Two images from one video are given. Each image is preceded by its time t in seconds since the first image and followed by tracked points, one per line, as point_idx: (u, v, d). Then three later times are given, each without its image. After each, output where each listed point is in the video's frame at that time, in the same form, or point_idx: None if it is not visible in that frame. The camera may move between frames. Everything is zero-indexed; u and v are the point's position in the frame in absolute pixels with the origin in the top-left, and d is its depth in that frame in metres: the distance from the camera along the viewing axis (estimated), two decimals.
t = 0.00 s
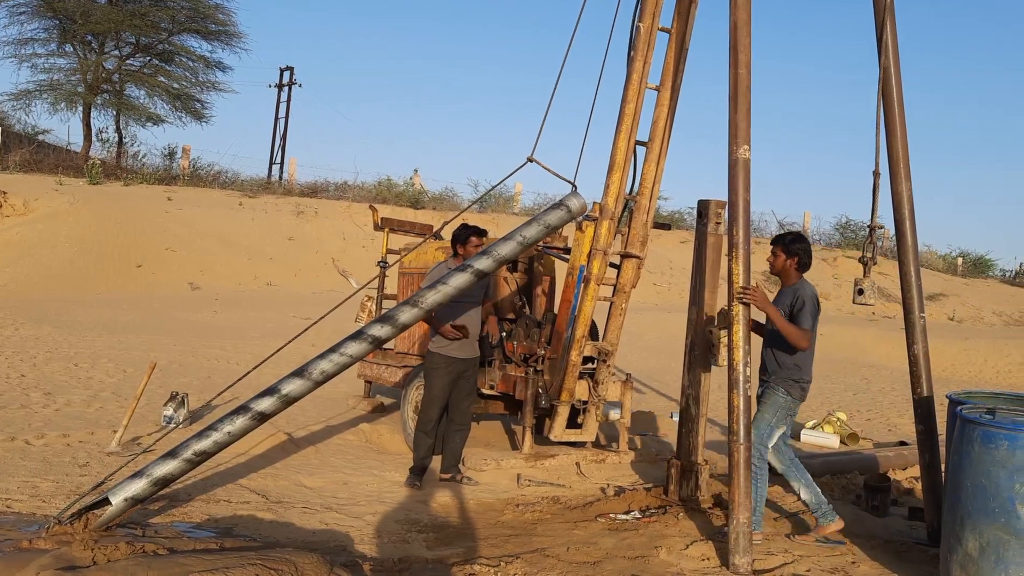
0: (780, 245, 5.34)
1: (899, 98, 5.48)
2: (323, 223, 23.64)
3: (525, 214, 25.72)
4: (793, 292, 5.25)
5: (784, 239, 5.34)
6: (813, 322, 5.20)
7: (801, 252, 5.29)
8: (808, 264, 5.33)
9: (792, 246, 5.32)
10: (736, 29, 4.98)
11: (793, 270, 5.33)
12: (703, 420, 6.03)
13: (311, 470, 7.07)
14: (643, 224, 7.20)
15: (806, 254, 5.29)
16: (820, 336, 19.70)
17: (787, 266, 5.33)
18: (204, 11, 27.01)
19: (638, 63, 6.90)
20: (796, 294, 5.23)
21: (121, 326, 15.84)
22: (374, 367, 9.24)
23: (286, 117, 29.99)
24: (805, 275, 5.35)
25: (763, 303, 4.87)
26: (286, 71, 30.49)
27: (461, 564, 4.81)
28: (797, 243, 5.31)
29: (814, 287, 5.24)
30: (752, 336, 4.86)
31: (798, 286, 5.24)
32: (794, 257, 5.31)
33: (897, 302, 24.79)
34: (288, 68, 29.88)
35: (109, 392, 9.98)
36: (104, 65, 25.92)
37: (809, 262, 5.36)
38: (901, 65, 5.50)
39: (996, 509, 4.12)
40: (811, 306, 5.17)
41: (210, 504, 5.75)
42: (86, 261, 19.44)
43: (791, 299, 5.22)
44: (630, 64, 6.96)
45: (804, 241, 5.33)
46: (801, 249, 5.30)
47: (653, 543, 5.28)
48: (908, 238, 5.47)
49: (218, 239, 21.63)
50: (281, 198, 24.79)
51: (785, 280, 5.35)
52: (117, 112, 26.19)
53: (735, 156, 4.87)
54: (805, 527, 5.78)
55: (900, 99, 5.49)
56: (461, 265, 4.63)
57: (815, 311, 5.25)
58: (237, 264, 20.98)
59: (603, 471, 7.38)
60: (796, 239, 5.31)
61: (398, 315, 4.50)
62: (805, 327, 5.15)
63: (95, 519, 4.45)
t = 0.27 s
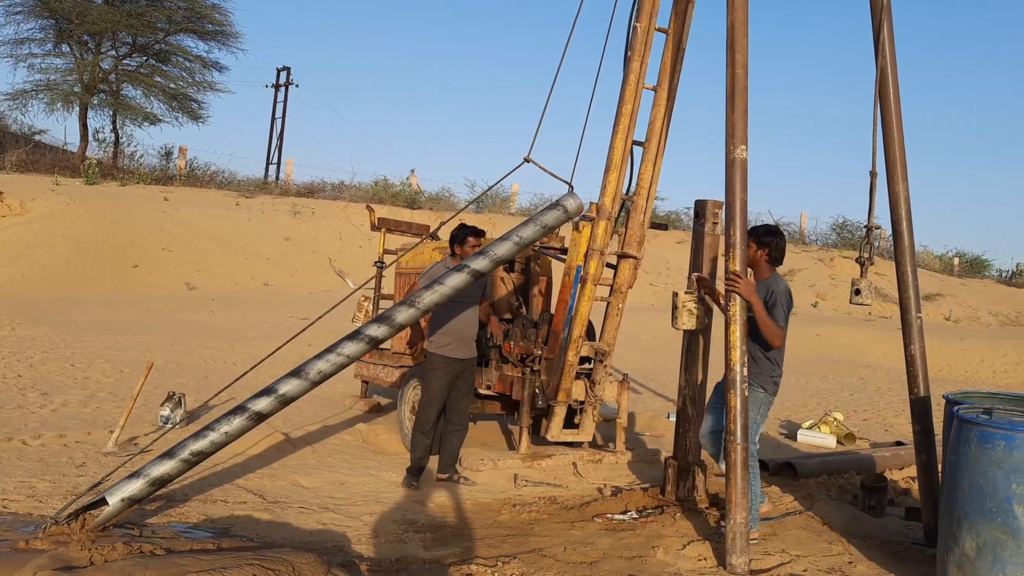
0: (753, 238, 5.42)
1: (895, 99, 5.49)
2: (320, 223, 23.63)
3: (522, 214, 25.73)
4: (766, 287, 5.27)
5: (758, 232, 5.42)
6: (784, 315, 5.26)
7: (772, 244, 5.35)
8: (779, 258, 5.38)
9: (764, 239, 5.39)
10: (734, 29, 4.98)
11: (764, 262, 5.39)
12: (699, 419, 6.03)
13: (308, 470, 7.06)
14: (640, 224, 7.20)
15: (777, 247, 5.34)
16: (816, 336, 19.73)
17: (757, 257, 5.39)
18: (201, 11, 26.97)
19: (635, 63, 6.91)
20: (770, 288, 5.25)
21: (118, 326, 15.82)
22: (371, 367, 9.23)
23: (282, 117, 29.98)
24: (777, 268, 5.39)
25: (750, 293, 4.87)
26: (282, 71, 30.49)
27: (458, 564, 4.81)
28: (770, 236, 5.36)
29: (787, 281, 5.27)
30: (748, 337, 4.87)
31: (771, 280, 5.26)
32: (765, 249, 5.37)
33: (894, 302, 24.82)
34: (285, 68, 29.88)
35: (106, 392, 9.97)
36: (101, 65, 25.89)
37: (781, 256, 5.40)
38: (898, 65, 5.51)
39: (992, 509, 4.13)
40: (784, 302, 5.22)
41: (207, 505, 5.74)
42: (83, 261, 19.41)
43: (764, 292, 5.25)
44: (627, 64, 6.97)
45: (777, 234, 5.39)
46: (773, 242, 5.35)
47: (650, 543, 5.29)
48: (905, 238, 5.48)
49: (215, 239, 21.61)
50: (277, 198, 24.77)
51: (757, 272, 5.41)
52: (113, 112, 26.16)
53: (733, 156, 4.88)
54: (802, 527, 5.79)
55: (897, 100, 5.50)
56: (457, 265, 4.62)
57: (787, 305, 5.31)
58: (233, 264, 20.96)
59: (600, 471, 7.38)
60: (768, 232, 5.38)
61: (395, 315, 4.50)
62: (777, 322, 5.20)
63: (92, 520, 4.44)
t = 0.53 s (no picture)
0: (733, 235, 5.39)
1: (894, 100, 5.49)
2: (319, 223, 23.61)
3: (521, 215, 25.74)
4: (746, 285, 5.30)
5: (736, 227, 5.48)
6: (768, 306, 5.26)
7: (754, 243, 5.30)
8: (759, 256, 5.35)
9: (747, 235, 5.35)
10: (733, 29, 4.98)
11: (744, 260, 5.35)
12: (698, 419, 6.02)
13: (307, 470, 7.06)
14: (639, 224, 7.20)
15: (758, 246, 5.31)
16: (815, 336, 19.74)
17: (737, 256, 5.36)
18: (200, 11, 26.95)
19: (633, 63, 6.91)
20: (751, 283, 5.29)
21: (116, 326, 15.81)
22: (369, 367, 9.22)
23: (281, 117, 29.98)
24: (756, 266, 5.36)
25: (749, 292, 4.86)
26: (281, 71, 30.52)
27: (457, 564, 4.80)
28: (751, 233, 5.30)
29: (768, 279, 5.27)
30: (747, 337, 4.87)
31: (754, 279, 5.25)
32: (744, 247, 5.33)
33: (892, 302, 24.84)
34: (283, 68, 29.91)
35: (104, 392, 9.96)
36: (99, 66, 25.88)
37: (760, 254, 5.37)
38: (897, 67, 5.52)
39: (992, 510, 4.13)
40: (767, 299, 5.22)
41: (205, 505, 5.73)
42: (81, 261, 19.40)
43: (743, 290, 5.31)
44: (625, 65, 6.96)
45: (758, 232, 5.33)
46: (754, 239, 5.31)
47: (649, 543, 5.29)
48: (904, 238, 5.47)
49: (214, 239, 21.61)
50: (276, 198, 24.78)
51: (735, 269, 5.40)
52: (112, 113, 26.15)
53: (732, 156, 4.88)
54: (800, 528, 5.78)
55: (895, 101, 5.50)
56: (455, 266, 4.62)
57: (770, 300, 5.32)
58: (232, 264, 20.94)
59: (598, 472, 7.38)
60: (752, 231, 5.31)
61: (393, 315, 4.50)
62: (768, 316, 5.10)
63: (90, 520, 4.43)
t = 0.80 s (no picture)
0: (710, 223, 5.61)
1: (894, 100, 5.49)
2: (318, 223, 23.60)
3: (521, 215, 25.74)
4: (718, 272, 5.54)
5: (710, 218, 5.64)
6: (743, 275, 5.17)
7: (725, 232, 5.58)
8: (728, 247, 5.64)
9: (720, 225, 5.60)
10: (732, 29, 4.97)
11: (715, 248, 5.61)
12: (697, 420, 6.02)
13: (306, 471, 7.04)
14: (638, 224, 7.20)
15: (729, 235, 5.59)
16: (814, 336, 19.74)
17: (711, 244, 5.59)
18: (199, 11, 26.94)
19: (633, 63, 6.90)
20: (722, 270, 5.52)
21: (116, 326, 15.79)
22: (368, 368, 9.20)
23: (281, 117, 29.97)
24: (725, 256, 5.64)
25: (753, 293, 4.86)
26: (281, 71, 30.49)
27: (455, 565, 4.79)
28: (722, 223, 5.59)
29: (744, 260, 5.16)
30: (747, 339, 4.85)
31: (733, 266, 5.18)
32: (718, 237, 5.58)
33: (892, 302, 24.84)
34: (284, 68, 29.93)
35: (103, 392, 9.95)
36: (99, 66, 25.87)
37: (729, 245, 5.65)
38: (897, 66, 5.51)
39: (992, 510, 4.12)
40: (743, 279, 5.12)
41: (204, 506, 5.72)
42: (80, 261, 19.39)
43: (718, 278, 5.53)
44: (625, 65, 6.96)
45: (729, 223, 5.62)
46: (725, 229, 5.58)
47: (649, 544, 5.28)
48: (904, 239, 5.46)
49: (213, 239, 21.60)
50: (275, 198, 24.77)
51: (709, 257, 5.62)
52: (112, 113, 26.13)
53: (732, 156, 4.87)
54: (800, 529, 5.77)
55: (896, 101, 5.50)
56: (455, 266, 4.61)
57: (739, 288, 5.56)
58: (231, 264, 20.93)
59: (598, 472, 7.37)
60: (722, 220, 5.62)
61: (392, 315, 4.49)
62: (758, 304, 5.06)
63: (89, 520, 4.41)
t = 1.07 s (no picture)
0: (691, 222, 5.54)
1: (895, 100, 5.49)
2: (318, 223, 23.59)
3: (521, 215, 25.74)
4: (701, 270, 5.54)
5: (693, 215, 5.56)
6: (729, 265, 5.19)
7: (708, 231, 5.49)
8: (712, 245, 5.55)
9: (701, 223, 5.52)
10: (733, 30, 4.97)
11: (698, 246, 5.57)
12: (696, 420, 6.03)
13: (306, 471, 7.04)
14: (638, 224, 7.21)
15: (712, 234, 5.50)
16: (814, 336, 19.74)
17: (693, 242, 5.56)
18: (200, 12, 26.94)
19: (633, 64, 6.90)
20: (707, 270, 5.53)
21: (116, 327, 15.79)
22: (368, 368, 9.20)
23: (281, 118, 29.99)
24: (708, 253, 5.59)
25: (753, 295, 4.86)
26: (281, 72, 30.52)
27: (455, 565, 4.79)
28: (706, 222, 5.49)
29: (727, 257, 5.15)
30: (747, 340, 4.84)
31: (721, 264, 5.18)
32: (701, 236, 5.52)
33: (892, 303, 24.85)
34: (284, 69, 29.96)
35: (103, 393, 9.95)
36: (100, 66, 25.88)
37: (714, 242, 5.56)
38: (897, 67, 5.51)
39: (992, 511, 4.12)
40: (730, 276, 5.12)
41: (205, 506, 5.72)
42: (81, 261, 19.39)
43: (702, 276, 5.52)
44: (625, 66, 6.96)
45: (714, 221, 5.52)
46: (709, 229, 5.49)
47: (649, 545, 5.27)
48: (904, 240, 5.46)
49: (213, 239, 21.59)
50: (275, 199, 24.76)
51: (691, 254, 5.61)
52: (112, 113, 26.12)
53: (732, 157, 4.87)
54: (800, 530, 5.77)
55: (896, 101, 5.49)
56: (455, 266, 4.61)
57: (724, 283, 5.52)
58: (231, 264, 20.93)
59: (598, 473, 7.37)
60: (706, 219, 5.51)
61: (392, 316, 4.49)
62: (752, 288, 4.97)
63: (89, 521, 4.41)
